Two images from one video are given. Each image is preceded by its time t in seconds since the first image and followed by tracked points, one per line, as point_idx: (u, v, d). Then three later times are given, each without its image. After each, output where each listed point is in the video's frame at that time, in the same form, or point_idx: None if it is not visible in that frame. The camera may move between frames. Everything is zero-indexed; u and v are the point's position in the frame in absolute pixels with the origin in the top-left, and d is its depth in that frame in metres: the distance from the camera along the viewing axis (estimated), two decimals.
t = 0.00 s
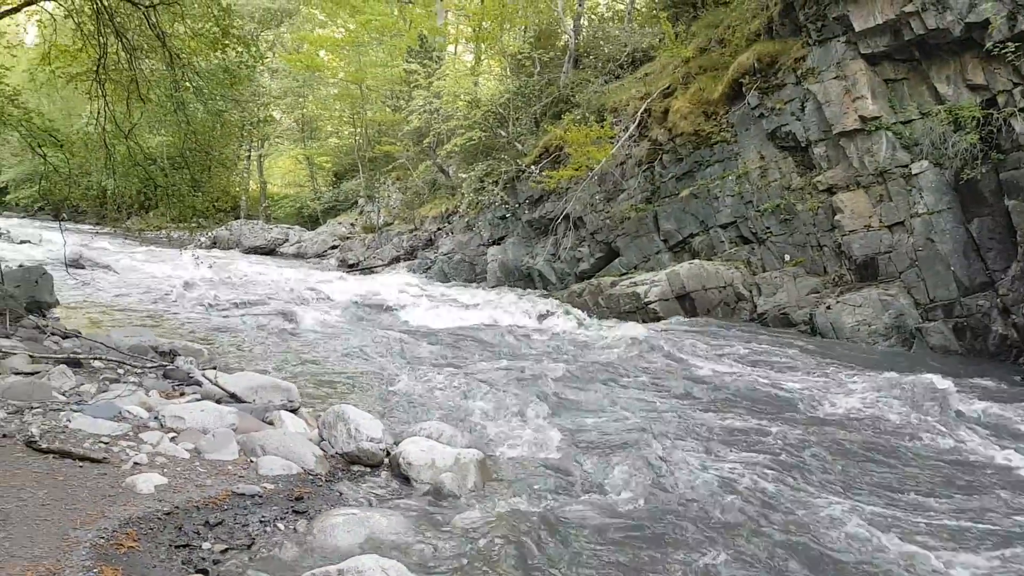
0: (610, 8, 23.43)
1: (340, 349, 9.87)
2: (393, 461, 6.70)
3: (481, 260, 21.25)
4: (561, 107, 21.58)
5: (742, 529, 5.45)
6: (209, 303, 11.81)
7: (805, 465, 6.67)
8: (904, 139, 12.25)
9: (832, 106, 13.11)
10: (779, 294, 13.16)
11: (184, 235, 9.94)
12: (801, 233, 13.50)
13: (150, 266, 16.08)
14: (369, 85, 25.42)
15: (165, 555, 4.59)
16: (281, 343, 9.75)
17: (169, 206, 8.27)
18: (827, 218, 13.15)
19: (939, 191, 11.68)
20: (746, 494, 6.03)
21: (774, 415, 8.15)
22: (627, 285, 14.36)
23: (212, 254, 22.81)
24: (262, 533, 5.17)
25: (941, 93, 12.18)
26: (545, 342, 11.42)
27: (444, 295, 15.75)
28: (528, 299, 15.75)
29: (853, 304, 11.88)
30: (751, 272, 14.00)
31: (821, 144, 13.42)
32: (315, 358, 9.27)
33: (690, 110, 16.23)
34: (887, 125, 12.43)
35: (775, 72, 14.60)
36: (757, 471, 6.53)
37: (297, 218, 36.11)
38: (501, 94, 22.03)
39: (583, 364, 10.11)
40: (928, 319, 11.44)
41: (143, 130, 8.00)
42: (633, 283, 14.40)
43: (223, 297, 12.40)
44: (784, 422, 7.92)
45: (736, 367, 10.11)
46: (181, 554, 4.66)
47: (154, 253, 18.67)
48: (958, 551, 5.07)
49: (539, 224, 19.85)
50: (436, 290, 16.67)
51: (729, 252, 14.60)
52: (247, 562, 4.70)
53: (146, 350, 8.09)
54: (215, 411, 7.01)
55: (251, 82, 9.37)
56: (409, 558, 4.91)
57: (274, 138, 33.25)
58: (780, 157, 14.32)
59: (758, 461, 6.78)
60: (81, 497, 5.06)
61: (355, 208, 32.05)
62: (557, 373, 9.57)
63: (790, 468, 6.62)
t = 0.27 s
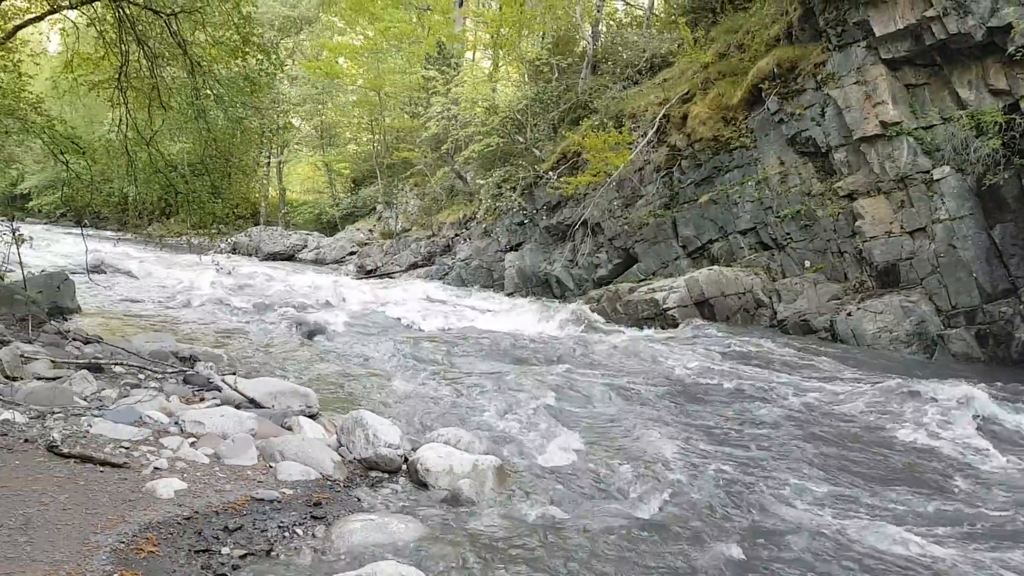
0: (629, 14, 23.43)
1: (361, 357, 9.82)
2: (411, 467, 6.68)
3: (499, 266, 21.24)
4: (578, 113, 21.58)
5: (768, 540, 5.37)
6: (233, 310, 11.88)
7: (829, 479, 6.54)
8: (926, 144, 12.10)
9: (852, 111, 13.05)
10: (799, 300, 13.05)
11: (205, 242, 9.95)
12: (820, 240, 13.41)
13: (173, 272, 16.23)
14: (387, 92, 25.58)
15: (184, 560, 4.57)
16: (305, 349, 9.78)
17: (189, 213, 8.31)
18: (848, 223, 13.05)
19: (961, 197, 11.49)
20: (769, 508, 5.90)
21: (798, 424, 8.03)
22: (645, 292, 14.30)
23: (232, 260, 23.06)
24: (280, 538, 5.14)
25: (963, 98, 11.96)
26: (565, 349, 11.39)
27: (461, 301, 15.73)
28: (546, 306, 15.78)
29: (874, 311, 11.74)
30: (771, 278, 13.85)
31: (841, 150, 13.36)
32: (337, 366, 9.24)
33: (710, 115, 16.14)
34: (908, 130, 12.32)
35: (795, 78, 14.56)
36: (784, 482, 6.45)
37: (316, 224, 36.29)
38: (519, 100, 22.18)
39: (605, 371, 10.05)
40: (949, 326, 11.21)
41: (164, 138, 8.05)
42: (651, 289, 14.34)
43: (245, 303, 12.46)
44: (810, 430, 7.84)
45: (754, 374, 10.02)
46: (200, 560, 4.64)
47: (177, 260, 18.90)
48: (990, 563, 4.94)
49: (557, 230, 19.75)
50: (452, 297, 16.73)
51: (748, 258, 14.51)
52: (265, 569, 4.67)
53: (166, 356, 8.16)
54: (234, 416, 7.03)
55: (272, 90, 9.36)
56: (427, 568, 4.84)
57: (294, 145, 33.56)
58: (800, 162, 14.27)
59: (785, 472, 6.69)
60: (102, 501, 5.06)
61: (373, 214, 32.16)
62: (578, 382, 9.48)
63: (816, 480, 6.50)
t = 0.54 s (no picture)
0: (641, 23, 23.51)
1: (376, 367, 9.79)
2: (424, 477, 6.65)
3: (511, 274, 21.25)
4: (591, 121, 21.61)
5: (791, 548, 5.33)
6: (250, 319, 11.94)
7: (846, 490, 6.41)
8: (941, 152, 12.06)
9: (866, 118, 13.04)
10: (814, 308, 12.98)
11: (217, 251, 9.98)
12: (835, 247, 13.40)
13: (191, 280, 16.39)
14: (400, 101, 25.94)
15: (199, 570, 4.54)
16: (324, 359, 9.83)
17: (204, 222, 8.33)
18: (862, 231, 13.01)
19: (977, 204, 11.34)
20: (789, 517, 5.85)
21: (815, 434, 7.92)
22: (659, 300, 14.28)
23: (246, 269, 23.29)
24: (294, 547, 5.10)
25: (978, 105, 12.03)
26: (578, 358, 11.35)
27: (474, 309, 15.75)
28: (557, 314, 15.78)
29: (889, 319, 11.64)
30: (785, 286, 13.90)
31: (855, 157, 13.35)
32: (356, 375, 9.27)
33: (722, 123, 16.16)
34: (923, 137, 12.29)
35: (808, 85, 14.54)
36: (805, 492, 6.39)
37: (329, 233, 36.52)
38: (531, 109, 22.32)
39: (621, 380, 10.02)
40: (966, 334, 11.04)
41: (179, 147, 8.09)
42: (665, 297, 14.31)
43: (262, 313, 12.52)
44: (826, 442, 7.71)
45: (768, 383, 9.96)
46: (215, 569, 4.61)
47: (191, 269, 19.06)
48: None
49: (569, 238, 19.72)
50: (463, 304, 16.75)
51: (762, 266, 14.45)
52: None
53: (180, 364, 8.21)
54: (248, 424, 7.05)
55: (285, 99, 9.38)
56: None
57: (308, 154, 33.90)
58: (814, 170, 14.24)
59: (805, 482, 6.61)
60: (117, 510, 5.04)
61: (387, 222, 32.34)
62: (594, 391, 9.42)
63: (837, 490, 6.41)
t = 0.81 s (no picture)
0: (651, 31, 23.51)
1: (388, 375, 9.77)
2: (433, 485, 6.62)
3: (520, 282, 21.23)
4: (600, 130, 21.57)
5: (806, 556, 5.32)
6: (262, 327, 11.96)
7: (860, 500, 6.37)
8: (952, 160, 12.01)
9: (877, 127, 13.00)
10: (825, 317, 12.96)
11: (228, 259, 10.04)
12: (846, 256, 13.32)
13: (205, 288, 16.50)
14: (411, 110, 26.33)
15: None
16: (337, 368, 9.82)
17: (215, 230, 8.45)
18: (874, 240, 12.92)
19: (989, 213, 11.24)
20: (802, 529, 5.77)
21: (829, 445, 7.83)
22: (669, 308, 14.23)
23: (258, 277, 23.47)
24: (304, 555, 5.07)
25: (990, 114, 12.07)
26: (587, 367, 11.32)
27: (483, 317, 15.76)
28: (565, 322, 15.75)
29: (901, 328, 11.55)
30: (797, 294, 13.81)
31: (866, 166, 13.30)
32: (368, 384, 9.25)
33: (733, 131, 16.12)
34: (934, 146, 12.24)
35: (819, 94, 14.50)
36: (820, 501, 6.35)
37: (339, 240, 36.67)
38: (541, 117, 22.41)
39: (634, 390, 9.97)
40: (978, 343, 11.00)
41: (191, 156, 8.11)
42: (675, 306, 14.27)
43: (274, 321, 12.56)
44: (839, 453, 7.60)
45: (779, 393, 9.88)
46: None
47: (204, 276, 19.22)
48: None
49: (579, 246, 19.75)
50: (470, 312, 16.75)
51: (773, 274, 14.35)
52: None
53: (191, 371, 8.24)
54: (258, 432, 7.05)
55: (296, 108, 9.39)
56: None
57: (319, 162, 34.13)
58: (825, 179, 14.17)
59: (819, 492, 6.56)
60: (126, 518, 5.03)
61: (397, 230, 32.46)
62: (606, 400, 9.39)
63: (851, 500, 6.37)
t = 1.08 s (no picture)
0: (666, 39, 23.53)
1: (407, 384, 9.78)
2: (450, 494, 6.60)
3: (535, 290, 21.20)
4: (616, 138, 21.58)
5: (835, 568, 5.24)
6: (281, 335, 12.00)
7: (885, 510, 6.26)
8: (971, 168, 11.97)
9: (895, 135, 12.97)
10: (843, 327, 12.80)
11: (245, 267, 10.05)
12: (864, 265, 13.23)
13: (223, 296, 16.63)
14: (426, 118, 26.59)
15: None
16: (357, 377, 9.82)
17: (232, 238, 8.41)
18: (892, 248, 12.84)
19: (1009, 220, 11.18)
20: (827, 540, 5.70)
21: (851, 456, 7.72)
22: (686, 316, 14.24)
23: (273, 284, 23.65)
24: (320, 565, 5.02)
25: (1010, 121, 12.08)
26: (603, 375, 11.28)
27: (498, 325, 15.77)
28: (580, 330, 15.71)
29: (920, 337, 11.44)
30: (814, 303, 13.71)
31: (884, 173, 13.24)
32: (388, 393, 9.25)
33: (749, 139, 16.11)
34: (953, 154, 12.20)
35: (836, 102, 14.49)
36: (847, 512, 6.25)
37: (354, 248, 36.88)
38: (556, 125, 22.54)
39: (653, 399, 9.95)
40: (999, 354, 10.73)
41: (209, 165, 8.18)
42: (691, 314, 14.25)
43: (293, 329, 12.61)
44: (860, 463, 7.51)
45: (797, 403, 9.81)
46: None
47: (222, 284, 19.41)
48: None
49: (594, 254, 19.65)
50: (484, 320, 16.77)
51: (790, 283, 14.26)
52: None
53: (208, 380, 8.28)
54: (274, 440, 7.04)
55: (313, 117, 9.45)
56: None
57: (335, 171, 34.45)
58: (842, 187, 14.11)
59: (844, 501, 6.48)
60: (143, 526, 4.99)
61: (411, 238, 32.61)
62: (624, 409, 9.34)
63: (876, 509, 6.29)
